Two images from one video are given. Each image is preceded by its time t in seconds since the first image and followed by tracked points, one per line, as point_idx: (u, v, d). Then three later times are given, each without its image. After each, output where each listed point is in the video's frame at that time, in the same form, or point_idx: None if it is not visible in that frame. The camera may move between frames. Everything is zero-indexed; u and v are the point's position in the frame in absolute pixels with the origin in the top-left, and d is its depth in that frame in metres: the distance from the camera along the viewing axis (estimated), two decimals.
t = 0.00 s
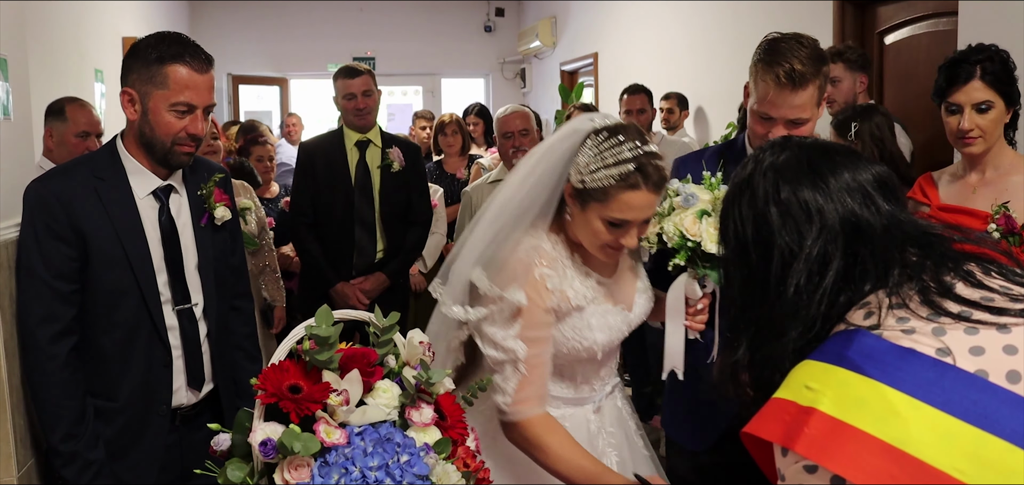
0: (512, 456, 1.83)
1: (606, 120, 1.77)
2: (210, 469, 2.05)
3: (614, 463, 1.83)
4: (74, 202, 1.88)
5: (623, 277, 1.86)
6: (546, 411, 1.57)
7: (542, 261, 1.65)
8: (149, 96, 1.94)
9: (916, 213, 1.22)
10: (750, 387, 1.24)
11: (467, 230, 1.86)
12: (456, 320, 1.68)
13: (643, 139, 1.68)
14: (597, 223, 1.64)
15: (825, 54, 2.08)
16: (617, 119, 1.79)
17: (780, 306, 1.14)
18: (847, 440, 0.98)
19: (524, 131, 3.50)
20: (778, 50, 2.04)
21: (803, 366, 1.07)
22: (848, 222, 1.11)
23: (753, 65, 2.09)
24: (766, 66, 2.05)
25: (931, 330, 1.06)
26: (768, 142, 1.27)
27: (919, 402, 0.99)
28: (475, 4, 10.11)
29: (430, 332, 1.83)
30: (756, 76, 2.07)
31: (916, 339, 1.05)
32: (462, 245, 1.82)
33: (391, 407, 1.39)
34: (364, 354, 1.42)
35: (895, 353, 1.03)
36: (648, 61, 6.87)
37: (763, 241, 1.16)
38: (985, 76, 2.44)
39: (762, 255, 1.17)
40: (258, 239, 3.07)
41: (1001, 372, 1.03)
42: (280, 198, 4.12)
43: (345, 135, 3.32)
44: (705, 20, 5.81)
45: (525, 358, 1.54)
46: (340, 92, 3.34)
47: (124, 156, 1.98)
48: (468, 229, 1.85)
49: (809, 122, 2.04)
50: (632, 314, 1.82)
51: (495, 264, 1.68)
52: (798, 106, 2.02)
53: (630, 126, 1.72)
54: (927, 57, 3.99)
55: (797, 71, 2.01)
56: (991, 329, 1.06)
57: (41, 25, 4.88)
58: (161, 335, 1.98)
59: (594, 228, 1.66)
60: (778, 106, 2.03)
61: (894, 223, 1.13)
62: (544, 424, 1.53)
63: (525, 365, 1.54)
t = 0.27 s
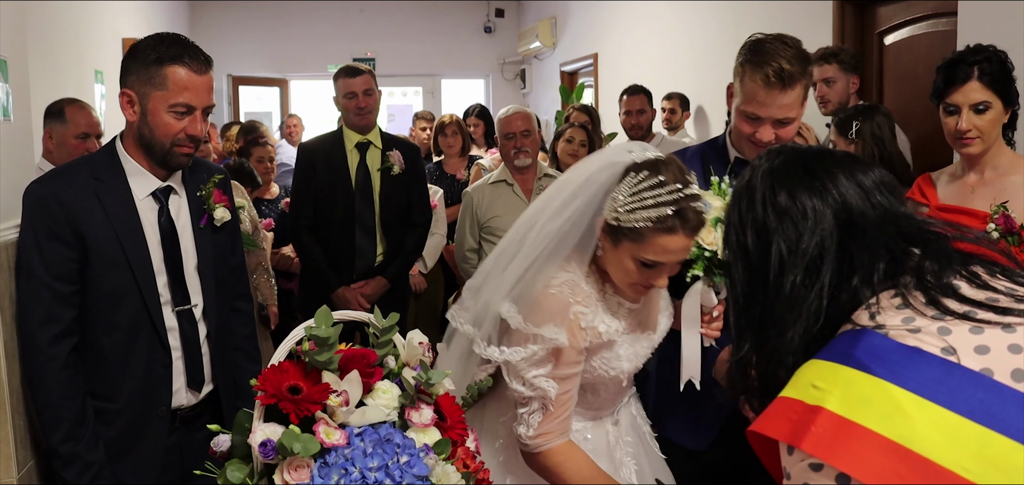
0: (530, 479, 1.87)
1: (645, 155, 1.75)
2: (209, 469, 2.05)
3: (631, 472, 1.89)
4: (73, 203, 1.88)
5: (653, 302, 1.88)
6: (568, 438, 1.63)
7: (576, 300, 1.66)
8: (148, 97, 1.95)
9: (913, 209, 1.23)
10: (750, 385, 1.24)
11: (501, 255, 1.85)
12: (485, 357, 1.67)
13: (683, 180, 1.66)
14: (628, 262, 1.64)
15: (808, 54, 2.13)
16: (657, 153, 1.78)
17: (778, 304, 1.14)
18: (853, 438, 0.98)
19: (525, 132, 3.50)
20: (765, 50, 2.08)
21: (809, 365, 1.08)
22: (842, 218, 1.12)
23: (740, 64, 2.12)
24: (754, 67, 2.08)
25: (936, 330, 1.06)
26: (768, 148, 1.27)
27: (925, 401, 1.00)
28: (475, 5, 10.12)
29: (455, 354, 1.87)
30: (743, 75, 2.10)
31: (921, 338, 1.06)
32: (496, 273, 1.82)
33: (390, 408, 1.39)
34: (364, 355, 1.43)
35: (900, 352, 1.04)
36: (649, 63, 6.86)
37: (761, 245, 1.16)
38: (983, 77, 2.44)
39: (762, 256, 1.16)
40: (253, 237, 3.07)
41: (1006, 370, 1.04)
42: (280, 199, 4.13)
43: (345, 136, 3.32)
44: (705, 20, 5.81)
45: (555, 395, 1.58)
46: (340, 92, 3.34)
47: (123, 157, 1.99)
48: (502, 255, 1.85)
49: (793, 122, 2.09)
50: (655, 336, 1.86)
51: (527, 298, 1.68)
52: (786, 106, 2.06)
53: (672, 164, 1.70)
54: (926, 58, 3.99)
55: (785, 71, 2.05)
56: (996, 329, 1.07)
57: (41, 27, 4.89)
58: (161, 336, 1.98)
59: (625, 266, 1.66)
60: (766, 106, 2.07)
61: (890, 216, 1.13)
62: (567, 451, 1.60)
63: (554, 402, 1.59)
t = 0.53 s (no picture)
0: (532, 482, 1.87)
1: (667, 162, 1.74)
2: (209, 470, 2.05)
3: (636, 474, 1.89)
4: (73, 204, 1.88)
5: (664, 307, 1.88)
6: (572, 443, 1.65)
7: (591, 304, 1.66)
8: (149, 98, 1.95)
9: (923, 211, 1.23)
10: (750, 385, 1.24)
11: (515, 257, 1.86)
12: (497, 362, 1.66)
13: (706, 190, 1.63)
14: (646, 270, 1.65)
15: (796, 59, 2.18)
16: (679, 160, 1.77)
17: (787, 304, 1.14)
18: (863, 436, 0.99)
19: (526, 133, 3.51)
20: (755, 55, 2.13)
21: (819, 364, 1.08)
22: (851, 220, 1.12)
23: (730, 70, 2.17)
24: (746, 72, 2.12)
25: (945, 329, 1.07)
26: (778, 151, 1.27)
27: (935, 400, 1.00)
28: (476, 6, 10.13)
29: (467, 354, 1.87)
30: (733, 80, 2.15)
31: (930, 338, 1.06)
32: (510, 275, 1.83)
33: (390, 408, 1.39)
34: (364, 356, 1.43)
35: (911, 351, 1.04)
36: (649, 63, 6.87)
37: (772, 247, 1.16)
38: (979, 78, 2.44)
39: (771, 258, 1.16)
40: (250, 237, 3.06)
41: (1016, 370, 1.05)
42: (281, 200, 4.12)
43: (345, 137, 3.32)
44: (705, 21, 5.81)
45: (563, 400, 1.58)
46: (339, 92, 3.35)
47: (123, 158, 1.99)
48: (517, 258, 1.85)
49: (783, 125, 2.14)
50: (665, 340, 1.88)
51: (540, 301, 1.68)
52: (777, 110, 2.11)
53: (694, 171, 1.69)
54: (926, 58, 4.00)
55: (776, 76, 2.10)
56: (1006, 329, 1.08)
57: (42, 28, 4.90)
58: (161, 337, 1.98)
59: (642, 274, 1.66)
60: (757, 110, 2.11)
61: (898, 216, 1.14)
62: (571, 455, 1.63)
63: (561, 406, 1.60)
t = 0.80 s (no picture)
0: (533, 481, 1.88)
1: (673, 167, 1.74)
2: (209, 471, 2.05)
3: (637, 474, 1.90)
4: (73, 205, 1.89)
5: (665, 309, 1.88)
6: (574, 444, 1.66)
7: (594, 306, 1.66)
8: (149, 98, 1.95)
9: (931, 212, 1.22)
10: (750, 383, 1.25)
11: (519, 257, 1.87)
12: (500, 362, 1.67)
13: (710, 196, 1.64)
14: (649, 275, 1.66)
15: (780, 58, 2.19)
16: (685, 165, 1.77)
17: (794, 302, 1.14)
18: (871, 435, 0.99)
19: (526, 134, 3.51)
20: (739, 56, 2.15)
21: (826, 363, 1.08)
22: (858, 221, 1.12)
23: (715, 71, 2.19)
24: (730, 73, 2.14)
25: (953, 328, 1.07)
26: (787, 150, 1.27)
27: (943, 399, 1.00)
28: (476, 7, 10.14)
29: (469, 352, 1.87)
30: (719, 81, 2.16)
31: (939, 336, 1.06)
32: (514, 275, 1.83)
33: (390, 409, 1.40)
34: (365, 357, 1.44)
35: (919, 350, 1.04)
36: (649, 64, 6.87)
37: (779, 245, 1.16)
38: (977, 79, 2.44)
39: (779, 256, 1.16)
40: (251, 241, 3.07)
41: None
42: (281, 201, 4.12)
43: (345, 137, 3.32)
44: (705, 22, 5.82)
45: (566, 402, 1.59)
46: (339, 92, 3.35)
47: (123, 158, 2.00)
48: (522, 258, 1.86)
49: (769, 123, 2.15)
50: (669, 341, 1.88)
51: (543, 303, 1.68)
52: (763, 108, 2.12)
53: (699, 175, 1.69)
54: (926, 59, 4.00)
55: (762, 75, 2.11)
56: (1014, 328, 1.08)
57: (42, 29, 4.91)
58: (161, 339, 1.99)
59: (646, 278, 1.67)
60: (744, 109, 2.12)
61: (906, 216, 1.14)
62: (573, 456, 1.63)
63: (564, 408, 1.61)
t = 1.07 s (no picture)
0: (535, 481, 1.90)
1: (677, 171, 1.73)
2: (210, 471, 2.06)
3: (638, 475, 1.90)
4: (73, 208, 1.88)
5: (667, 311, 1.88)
6: (575, 446, 1.67)
7: (596, 310, 1.67)
8: (152, 101, 1.96)
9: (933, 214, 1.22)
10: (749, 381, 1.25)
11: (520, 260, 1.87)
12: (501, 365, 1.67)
13: (714, 200, 1.64)
14: (652, 279, 1.66)
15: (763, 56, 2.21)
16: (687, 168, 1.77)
17: (795, 303, 1.14)
18: (873, 438, 1.00)
19: (525, 135, 3.52)
20: (722, 55, 2.16)
21: (828, 364, 1.08)
22: (860, 223, 1.12)
23: (700, 72, 2.19)
24: (714, 71, 2.15)
25: (954, 329, 1.08)
26: (788, 152, 1.27)
27: (944, 401, 1.01)
28: (475, 8, 10.15)
29: (471, 354, 1.88)
30: (704, 80, 2.17)
31: (939, 337, 1.07)
32: (515, 278, 1.83)
33: (390, 410, 1.39)
34: (364, 357, 1.44)
35: (921, 352, 1.05)
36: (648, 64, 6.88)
37: (780, 247, 1.15)
38: (974, 80, 2.45)
39: (779, 257, 1.15)
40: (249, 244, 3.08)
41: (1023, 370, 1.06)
42: (281, 202, 4.12)
43: (345, 138, 3.32)
44: (704, 23, 5.82)
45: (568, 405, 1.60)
46: (338, 94, 3.36)
47: (122, 161, 2.00)
48: (522, 262, 1.86)
49: (756, 119, 2.15)
50: (670, 344, 1.88)
51: (546, 307, 1.69)
52: (749, 104, 2.12)
53: (701, 179, 1.69)
54: (926, 60, 4.00)
55: (745, 71, 2.12)
56: (1013, 329, 1.09)
57: (42, 28, 4.91)
58: (163, 340, 1.99)
59: (649, 282, 1.68)
60: (729, 106, 2.13)
61: (907, 218, 1.14)
62: (575, 458, 1.64)
63: (566, 411, 1.62)
